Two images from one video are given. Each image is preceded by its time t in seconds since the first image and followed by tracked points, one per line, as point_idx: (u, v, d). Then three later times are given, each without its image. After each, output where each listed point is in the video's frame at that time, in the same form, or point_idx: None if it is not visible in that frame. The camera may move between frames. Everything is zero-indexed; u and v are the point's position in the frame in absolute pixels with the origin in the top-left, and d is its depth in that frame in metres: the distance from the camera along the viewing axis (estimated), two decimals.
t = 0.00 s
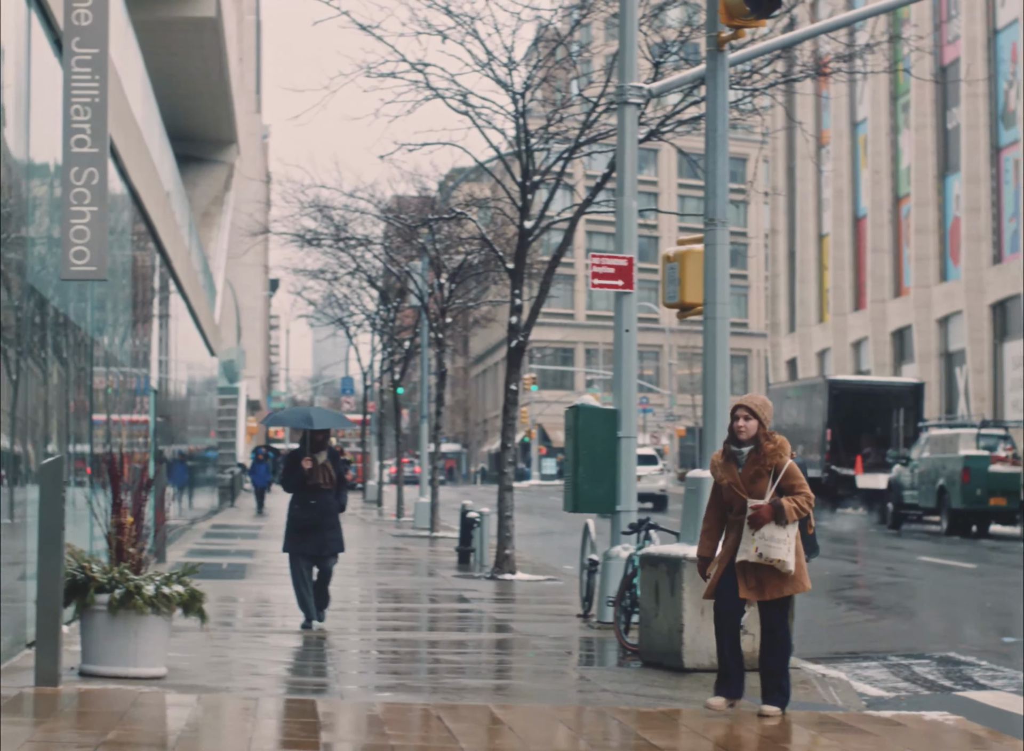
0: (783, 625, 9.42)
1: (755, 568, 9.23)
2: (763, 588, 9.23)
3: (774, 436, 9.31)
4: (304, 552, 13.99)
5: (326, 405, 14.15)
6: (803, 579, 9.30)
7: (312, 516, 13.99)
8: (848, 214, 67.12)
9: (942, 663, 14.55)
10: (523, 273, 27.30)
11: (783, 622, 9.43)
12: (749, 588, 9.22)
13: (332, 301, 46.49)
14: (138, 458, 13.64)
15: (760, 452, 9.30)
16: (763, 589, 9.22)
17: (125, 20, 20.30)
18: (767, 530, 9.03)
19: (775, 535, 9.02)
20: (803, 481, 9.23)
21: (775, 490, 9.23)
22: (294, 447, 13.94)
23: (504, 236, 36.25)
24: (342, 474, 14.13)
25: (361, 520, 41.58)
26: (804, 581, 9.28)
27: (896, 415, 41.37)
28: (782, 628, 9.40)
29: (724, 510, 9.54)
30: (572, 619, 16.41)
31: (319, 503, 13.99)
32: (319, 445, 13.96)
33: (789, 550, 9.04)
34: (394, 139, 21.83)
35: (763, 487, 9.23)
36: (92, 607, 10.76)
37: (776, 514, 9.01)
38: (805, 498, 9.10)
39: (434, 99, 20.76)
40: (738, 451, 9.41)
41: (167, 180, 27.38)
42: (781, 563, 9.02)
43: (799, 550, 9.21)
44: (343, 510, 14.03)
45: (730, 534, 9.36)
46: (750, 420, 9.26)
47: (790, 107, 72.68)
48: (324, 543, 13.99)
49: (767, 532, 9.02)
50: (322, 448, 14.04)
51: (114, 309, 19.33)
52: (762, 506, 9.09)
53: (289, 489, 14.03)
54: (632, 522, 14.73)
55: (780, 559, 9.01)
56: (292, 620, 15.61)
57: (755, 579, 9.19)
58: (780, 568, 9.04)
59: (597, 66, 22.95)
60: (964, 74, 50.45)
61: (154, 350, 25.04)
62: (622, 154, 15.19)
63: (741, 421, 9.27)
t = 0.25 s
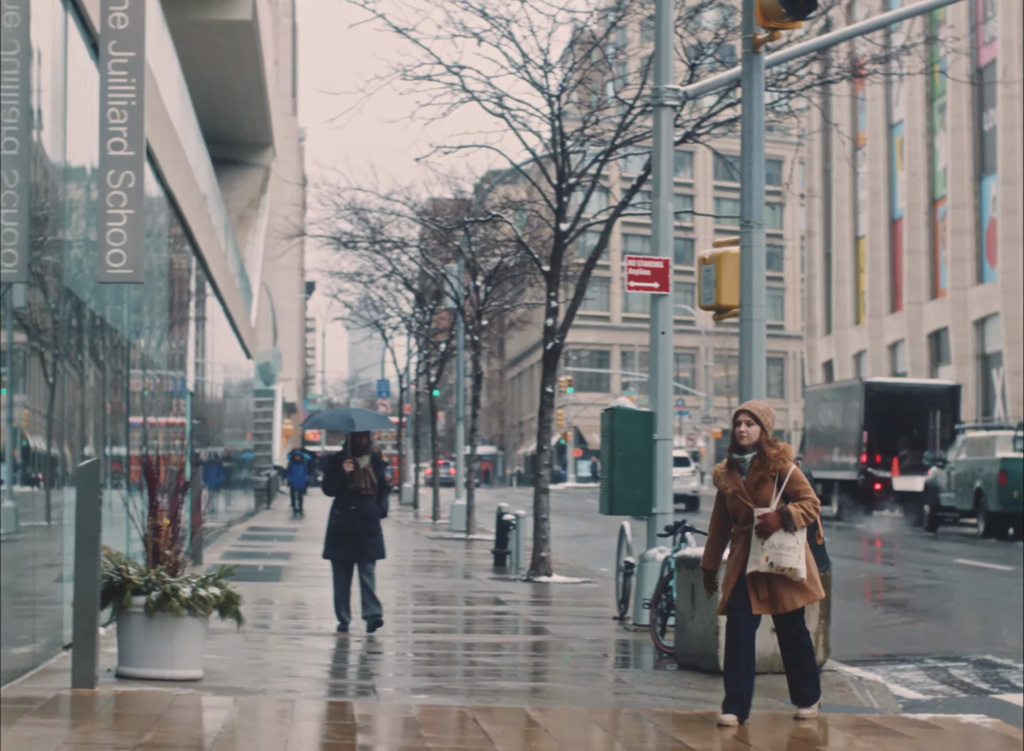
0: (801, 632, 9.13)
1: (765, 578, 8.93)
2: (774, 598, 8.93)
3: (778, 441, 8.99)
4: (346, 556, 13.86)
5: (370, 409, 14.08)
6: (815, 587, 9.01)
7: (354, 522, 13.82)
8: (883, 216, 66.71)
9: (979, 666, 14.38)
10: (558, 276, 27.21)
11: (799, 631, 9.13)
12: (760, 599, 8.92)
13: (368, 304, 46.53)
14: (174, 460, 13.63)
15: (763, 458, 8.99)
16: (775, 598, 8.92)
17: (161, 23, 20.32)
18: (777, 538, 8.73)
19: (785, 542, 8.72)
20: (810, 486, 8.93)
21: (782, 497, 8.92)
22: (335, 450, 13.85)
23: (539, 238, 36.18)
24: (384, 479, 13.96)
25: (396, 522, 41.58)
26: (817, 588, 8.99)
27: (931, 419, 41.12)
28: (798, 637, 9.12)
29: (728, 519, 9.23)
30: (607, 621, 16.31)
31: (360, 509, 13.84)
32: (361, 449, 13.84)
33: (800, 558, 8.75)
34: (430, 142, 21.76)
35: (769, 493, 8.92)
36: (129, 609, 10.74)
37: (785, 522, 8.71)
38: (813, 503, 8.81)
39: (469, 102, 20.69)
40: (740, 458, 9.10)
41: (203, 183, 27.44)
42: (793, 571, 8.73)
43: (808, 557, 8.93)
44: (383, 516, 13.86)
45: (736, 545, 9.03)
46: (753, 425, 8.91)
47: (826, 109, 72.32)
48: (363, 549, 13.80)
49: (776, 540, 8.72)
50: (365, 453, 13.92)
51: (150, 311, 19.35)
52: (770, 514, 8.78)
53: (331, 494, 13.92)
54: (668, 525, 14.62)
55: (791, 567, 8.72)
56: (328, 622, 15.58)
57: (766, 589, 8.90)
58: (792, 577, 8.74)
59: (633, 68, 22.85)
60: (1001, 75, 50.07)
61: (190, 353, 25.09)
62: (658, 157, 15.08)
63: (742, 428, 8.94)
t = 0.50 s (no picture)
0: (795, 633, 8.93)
1: (771, 568, 8.79)
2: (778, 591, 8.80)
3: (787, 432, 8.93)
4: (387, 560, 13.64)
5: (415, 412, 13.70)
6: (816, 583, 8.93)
7: (395, 526, 13.49)
8: (917, 218, 66.29)
9: (1014, 670, 14.25)
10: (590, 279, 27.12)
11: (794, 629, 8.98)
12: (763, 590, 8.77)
13: (401, 307, 46.53)
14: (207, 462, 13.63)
15: (771, 449, 8.88)
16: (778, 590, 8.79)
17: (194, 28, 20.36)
18: (786, 526, 8.66)
19: (794, 530, 8.66)
20: (819, 478, 8.88)
21: (791, 487, 8.85)
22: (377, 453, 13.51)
23: (571, 241, 36.10)
24: (427, 483, 13.57)
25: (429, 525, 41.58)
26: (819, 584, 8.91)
27: (964, 421, 40.97)
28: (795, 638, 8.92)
29: (731, 512, 9.05)
30: (640, 624, 16.24)
31: (401, 513, 13.49)
32: (402, 452, 13.48)
33: (807, 547, 8.69)
34: (462, 146, 21.71)
35: (779, 483, 8.82)
36: (163, 612, 10.71)
37: (796, 509, 8.66)
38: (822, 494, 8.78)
39: (502, 105, 20.63)
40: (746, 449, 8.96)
41: (236, 187, 27.47)
42: (800, 560, 8.65)
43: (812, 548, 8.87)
44: (424, 521, 13.50)
45: (742, 535, 8.90)
46: (760, 418, 8.79)
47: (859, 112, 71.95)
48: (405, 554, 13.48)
49: (786, 527, 8.65)
50: (407, 456, 13.55)
51: (183, 315, 19.37)
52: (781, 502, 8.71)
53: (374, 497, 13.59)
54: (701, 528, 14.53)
55: (800, 556, 8.64)
56: (360, 625, 15.56)
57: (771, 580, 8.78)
58: (799, 566, 8.66)
59: (665, 70, 22.77)
60: None
61: (224, 356, 25.13)
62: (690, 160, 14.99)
63: (753, 419, 8.82)
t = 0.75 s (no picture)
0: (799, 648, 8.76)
1: (779, 583, 8.63)
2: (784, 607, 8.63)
3: (802, 446, 8.76)
4: (428, 567, 13.26)
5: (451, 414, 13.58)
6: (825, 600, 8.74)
7: (433, 530, 13.34)
8: (947, 221, 65.92)
9: None
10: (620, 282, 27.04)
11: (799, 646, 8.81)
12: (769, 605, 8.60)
13: (430, 310, 46.54)
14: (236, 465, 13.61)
15: (784, 462, 8.72)
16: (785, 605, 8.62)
17: (223, 31, 20.37)
18: (796, 540, 8.48)
19: (804, 545, 8.46)
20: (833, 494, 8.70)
21: (803, 500, 8.68)
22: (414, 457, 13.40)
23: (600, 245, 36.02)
24: (465, 487, 13.45)
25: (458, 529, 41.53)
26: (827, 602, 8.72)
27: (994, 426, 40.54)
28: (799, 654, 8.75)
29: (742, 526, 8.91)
30: (669, 628, 16.16)
31: (440, 518, 13.35)
32: (440, 455, 13.35)
33: (817, 563, 8.50)
34: (491, 148, 21.67)
35: (791, 497, 8.68)
36: (192, 615, 10.69)
37: (807, 523, 8.48)
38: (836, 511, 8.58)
39: (531, 108, 20.58)
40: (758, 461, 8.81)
41: (266, 191, 27.52)
42: (809, 576, 8.46)
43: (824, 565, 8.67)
44: (464, 527, 13.35)
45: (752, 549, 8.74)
46: (774, 427, 8.63)
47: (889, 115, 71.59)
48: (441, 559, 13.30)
49: (795, 542, 8.47)
50: (445, 460, 13.42)
51: (213, 318, 19.37)
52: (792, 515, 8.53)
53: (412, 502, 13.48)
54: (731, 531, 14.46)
55: (809, 572, 8.45)
56: (389, 628, 15.53)
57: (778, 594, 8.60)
58: (807, 581, 8.47)
59: (695, 73, 22.66)
60: None
61: (253, 360, 25.14)
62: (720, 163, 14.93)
63: (767, 427, 8.68)
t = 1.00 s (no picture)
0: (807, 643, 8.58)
1: (781, 578, 8.42)
2: (788, 602, 8.44)
3: (807, 435, 8.48)
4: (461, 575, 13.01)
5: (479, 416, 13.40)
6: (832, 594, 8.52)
7: (468, 534, 13.06)
8: (974, 223, 65.59)
9: None
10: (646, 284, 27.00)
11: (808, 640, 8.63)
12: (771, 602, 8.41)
13: (458, 312, 46.55)
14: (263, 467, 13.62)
15: (789, 451, 8.47)
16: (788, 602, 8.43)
17: (251, 34, 20.40)
18: (796, 536, 8.25)
19: (805, 541, 8.23)
20: (837, 485, 8.42)
21: (806, 493, 8.43)
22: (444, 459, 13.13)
23: (627, 247, 35.98)
24: (499, 489, 13.19)
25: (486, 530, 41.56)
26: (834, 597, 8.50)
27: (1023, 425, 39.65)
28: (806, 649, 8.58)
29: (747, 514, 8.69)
30: (697, 629, 16.11)
31: (474, 520, 13.07)
32: (472, 456, 13.11)
33: (820, 559, 8.26)
34: (518, 150, 21.66)
35: (794, 489, 8.42)
36: (220, 617, 10.69)
37: (807, 519, 8.23)
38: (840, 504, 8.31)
39: (558, 109, 20.55)
40: (765, 450, 8.57)
41: (293, 193, 27.59)
42: (811, 574, 8.24)
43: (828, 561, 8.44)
44: (499, 527, 13.09)
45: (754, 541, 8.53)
46: (779, 415, 8.39)
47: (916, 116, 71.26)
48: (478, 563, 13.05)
49: (795, 538, 8.24)
50: (476, 461, 13.18)
51: (240, 320, 19.40)
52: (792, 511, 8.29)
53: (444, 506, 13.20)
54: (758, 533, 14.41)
55: (809, 569, 8.22)
56: (418, 630, 15.54)
57: (781, 591, 8.40)
58: (810, 579, 8.25)
59: (722, 76, 22.59)
60: None
61: (281, 362, 25.25)
62: (748, 164, 14.86)
63: (769, 417, 8.43)
